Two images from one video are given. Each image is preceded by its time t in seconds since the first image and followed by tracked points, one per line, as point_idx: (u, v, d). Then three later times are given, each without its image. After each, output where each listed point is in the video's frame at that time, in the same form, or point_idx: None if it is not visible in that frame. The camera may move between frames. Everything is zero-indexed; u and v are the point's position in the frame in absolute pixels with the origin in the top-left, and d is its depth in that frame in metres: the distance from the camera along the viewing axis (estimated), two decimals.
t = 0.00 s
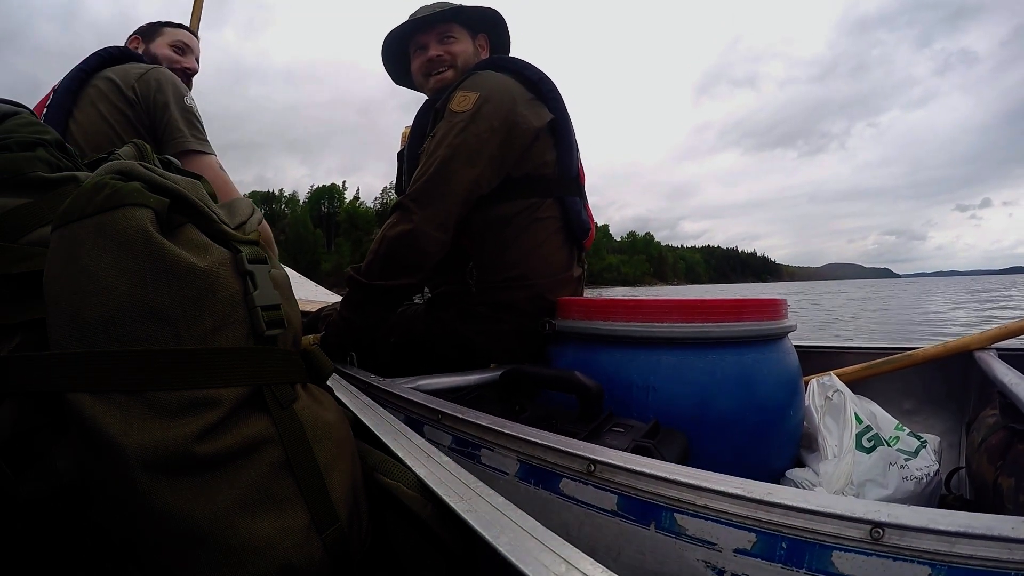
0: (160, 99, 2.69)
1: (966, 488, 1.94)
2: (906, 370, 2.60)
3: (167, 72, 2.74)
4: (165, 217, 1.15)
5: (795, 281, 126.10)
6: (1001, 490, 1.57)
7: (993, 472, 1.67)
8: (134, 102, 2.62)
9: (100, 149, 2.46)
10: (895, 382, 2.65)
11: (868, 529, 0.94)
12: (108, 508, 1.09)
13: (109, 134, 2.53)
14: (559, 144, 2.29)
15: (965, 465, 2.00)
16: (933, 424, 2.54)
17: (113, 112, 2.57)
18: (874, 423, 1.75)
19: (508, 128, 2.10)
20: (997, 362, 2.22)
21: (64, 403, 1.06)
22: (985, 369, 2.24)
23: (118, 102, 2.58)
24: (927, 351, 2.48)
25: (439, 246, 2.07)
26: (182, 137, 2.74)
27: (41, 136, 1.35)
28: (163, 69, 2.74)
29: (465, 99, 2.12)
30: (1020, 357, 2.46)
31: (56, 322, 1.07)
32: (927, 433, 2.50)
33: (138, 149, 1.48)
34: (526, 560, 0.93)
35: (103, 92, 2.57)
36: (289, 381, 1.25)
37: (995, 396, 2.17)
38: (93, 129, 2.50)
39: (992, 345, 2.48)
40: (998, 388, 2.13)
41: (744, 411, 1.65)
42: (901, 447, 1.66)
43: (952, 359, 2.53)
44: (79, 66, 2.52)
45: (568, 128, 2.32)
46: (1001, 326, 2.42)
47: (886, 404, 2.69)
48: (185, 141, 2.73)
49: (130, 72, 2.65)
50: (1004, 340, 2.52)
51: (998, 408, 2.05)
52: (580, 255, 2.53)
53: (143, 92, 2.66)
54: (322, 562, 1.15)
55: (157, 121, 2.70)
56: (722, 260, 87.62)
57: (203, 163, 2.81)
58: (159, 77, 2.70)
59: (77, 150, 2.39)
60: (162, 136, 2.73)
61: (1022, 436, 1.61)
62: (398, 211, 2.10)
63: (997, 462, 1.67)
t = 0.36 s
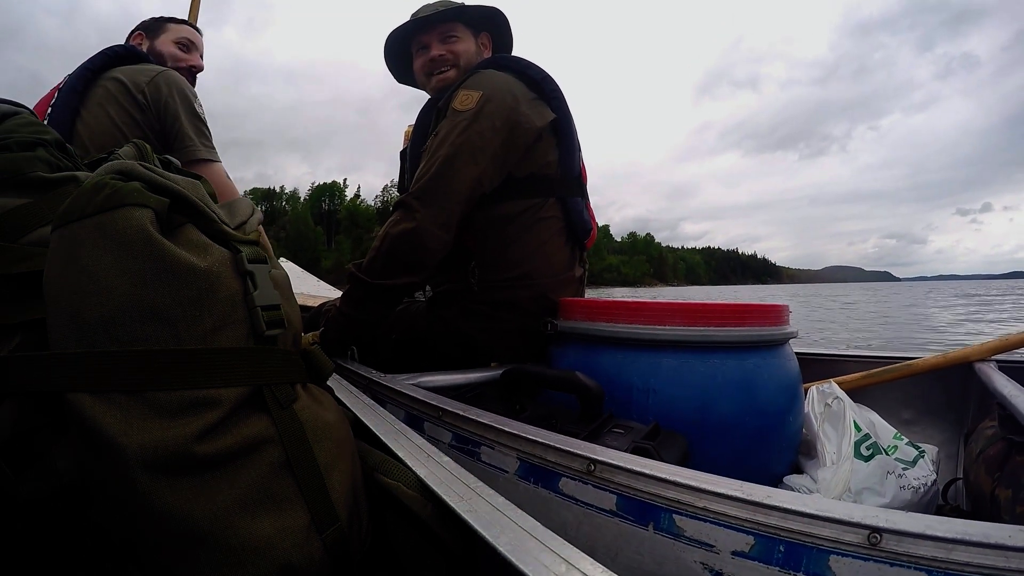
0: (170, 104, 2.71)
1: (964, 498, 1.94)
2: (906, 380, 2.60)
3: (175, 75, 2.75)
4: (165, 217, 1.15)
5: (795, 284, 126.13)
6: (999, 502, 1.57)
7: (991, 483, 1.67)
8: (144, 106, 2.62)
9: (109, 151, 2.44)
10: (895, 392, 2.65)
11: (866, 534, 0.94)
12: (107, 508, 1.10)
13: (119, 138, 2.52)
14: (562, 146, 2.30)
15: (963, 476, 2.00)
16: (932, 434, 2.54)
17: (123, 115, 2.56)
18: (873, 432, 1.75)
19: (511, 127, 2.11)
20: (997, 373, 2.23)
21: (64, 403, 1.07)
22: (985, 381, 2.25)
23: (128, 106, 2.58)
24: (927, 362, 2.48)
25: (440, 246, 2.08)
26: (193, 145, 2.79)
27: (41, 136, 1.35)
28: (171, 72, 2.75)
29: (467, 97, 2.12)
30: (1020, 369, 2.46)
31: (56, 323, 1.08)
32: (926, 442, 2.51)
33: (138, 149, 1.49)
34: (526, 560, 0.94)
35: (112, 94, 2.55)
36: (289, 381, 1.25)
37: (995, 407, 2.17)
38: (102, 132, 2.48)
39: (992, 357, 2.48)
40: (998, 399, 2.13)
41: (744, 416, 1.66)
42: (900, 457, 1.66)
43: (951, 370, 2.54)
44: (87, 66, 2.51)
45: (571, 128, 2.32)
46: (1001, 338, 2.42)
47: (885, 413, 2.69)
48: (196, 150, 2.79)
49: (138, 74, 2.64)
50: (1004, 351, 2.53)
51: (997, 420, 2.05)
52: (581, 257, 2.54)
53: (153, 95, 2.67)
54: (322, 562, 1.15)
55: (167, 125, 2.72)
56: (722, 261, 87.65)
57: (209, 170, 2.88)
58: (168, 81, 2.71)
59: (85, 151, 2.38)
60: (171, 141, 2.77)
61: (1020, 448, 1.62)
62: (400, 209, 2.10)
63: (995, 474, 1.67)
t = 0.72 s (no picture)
0: (169, 104, 2.66)
1: (963, 507, 1.94)
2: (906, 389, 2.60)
3: (173, 75, 2.71)
4: (165, 217, 1.15)
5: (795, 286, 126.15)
6: (1000, 509, 1.57)
7: (991, 491, 1.67)
8: (143, 105, 2.57)
9: (110, 152, 2.42)
10: (895, 402, 2.65)
11: (869, 529, 0.94)
12: (107, 508, 1.10)
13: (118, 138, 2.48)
14: (570, 154, 2.31)
15: (964, 485, 2.00)
16: (932, 444, 2.54)
17: (122, 115, 2.52)
18: (874, 441, 1.75)
19: (521, 135, 2.11)
20: (997, 383, 2.23)
21: (64, 403, 1.06)
22: (986, 391, 2.24)
23: (127, 106, 2.53)
24: (927, 371, 2.48)
25: (445, 251, 2.08)
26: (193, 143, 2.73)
27: (41, 136, 1.35)
28: (170, 73, 2.71)
29: (479, 106, 2.12)
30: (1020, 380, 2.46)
31: (56, 323, 1.08)
32: (926, 452, 2.50)
33: (138, 149, 1.49)
34: (526, 560, 0.93)
35: (111, 94, 2.52)
36: (289, 381, 1.25)
37: (995, 417, 2.17)
38: (101, 132, 2.44)
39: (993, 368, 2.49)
40: (998, 409, 2.13)
41: (745, 420, 1.65)
42: (900, 466, 1.65)
43: (952, 380, 2.54)
44: (86, 67, 2.49)
45: (580, 137, 2.33)
46: (1002, 350, 2.43)
47: (885, 422, 2.69)
48: (196, 147, 2.73)
49: (138, 74, 2.60)
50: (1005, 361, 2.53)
51: (997, 429, 2.05)
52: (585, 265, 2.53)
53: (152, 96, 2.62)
54: (322, 562, 1.15)
55: (166, 125, 2.67)
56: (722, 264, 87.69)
57: (212, 167, 2.78)
58: (166, 80, 2.67)
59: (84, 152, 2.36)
60: (171, 142, 2.71)
61: (1020, 456, 1.62)
62: (409, 212, 2.10)
63: (995, 482, 1.67)
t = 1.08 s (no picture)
0: (164, 99, 2.61)
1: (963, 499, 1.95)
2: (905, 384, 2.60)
3: (168, 70, 2.67)
4: (165, 217, 1.15)
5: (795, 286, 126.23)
6: (999, 500, 1.58)
7: (990, 482, 1.68)
8: (138, 102, 2.53)
9: (108, 152, 2.40)
10: (894, 396, 2.65)
11: (869, 517, 0.94)
12: (107, 508, 1.10)
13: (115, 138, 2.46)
14: (572, 154, 2.34)
15: (963, 477, 2.01)
16: (932, 438, 2.54)
17: (117, 113, 2.49)
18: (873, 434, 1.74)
19: (524, 135, 2.12)
20: (996, 376, 2.24)
21: (64, 403, 1.07)
22: (984, 383, 2.25)
23: (122, 104, 2.50)
24: (926, 365, 2.49)
25: (446, 249, 2.08)
26: (189, 137, 2.67)
27: (41, 136, 1.35)
28: (164, 68, 2.67)
29: (483, 106, 2.12)
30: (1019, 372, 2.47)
31: (55, 323, 1.08)
32: (926, 446, 2.51)
33: (138, 148, 1.49)
34: (526, 561, 0.93)
35: (106, 92, 2.48)
36: (289, 381, 1.25)
37: (993, 409, 2.18)
38: (97, 131, 2.42)
39: (991, 361, 2.49)
40: (997, 401, 2.14)
41: (744, 416, 1.66)
42: (900, 459, 1.65)
43: (950, 374, 2.54)
44: (80, 65, 2.47)
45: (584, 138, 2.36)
46: (999, 343, 2.44)
47: (884, 417, 2.69)
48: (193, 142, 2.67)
49: (132, 70, 2.56)
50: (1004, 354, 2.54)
51: (996, 421, 2.06)
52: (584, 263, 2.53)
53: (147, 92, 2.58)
54: (322, 561, 1.15)
55: (161, 120, 2.61)
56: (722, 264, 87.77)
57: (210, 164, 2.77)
58: (161, 76, 2.62)
59: (81, 154, 2.36)
60: (167, 138, 2.65)
61: (1019, 447, 1.62)
62: (410, 212, 2.09)
63: (995, 474, 1.68)
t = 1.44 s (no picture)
0: (158, 94, 2.52)
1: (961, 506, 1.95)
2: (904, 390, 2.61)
3: (162, 64, 2.57)
4: (165, 217, 1.16)
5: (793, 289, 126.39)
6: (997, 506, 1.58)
7: (989, 489, 1.68)
8: (132, 98, 2.46)
9: (107, 152, 2.38)
10: (893, 402, 2.66)
11: (870, 517, 0.95)
12: (107, 509, 1.10)
13: (110, 138, 2.42)
14: (580, 154, 2.34)
15: (961, 485, 2.01)
16: (930, 445, 2.55)
17: (109, 109, 2.42)
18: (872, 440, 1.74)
19: (533, 135, 2.11)
20: (995, 384, 2.24)
21: (64, 403, 1.06)
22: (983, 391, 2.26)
23: (116, 100, 2.44)
24: (925, 372, 2.49)
25: (448, 247, 2.09)
26: (186, 133, 2.57)
27: (41, 136, 1.35)
28: (158, 61, 2.58)
29: (493, 104, 2.14)
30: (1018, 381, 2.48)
31: (56, 323, 1.08)
32: (924, 453, 2.51)
33: (138, 149, 1.49)
34: (526, 561, 0.94)
35: (98, 89, 2.43)
36: (289, 381, 1.25)
37: (992, 417, 2.18)
38: (91, 129, 2.38)
39: (990, 369, 2.50)
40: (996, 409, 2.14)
41: (744, 418, 1.66)
42: (899, 466, 1.66)
43: (949, 381, 2.55)
44: (73, 64, 2.42)
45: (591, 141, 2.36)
46: (999, 350, 2.44)
47: (883, 423, 2.70)
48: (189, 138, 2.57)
49: (125, 66, 2.49)
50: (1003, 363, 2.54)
51: (994, 429, 2.06)
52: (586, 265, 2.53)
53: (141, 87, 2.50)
54: (322, 562, 1.15)
55: (157, 116, 2.53)
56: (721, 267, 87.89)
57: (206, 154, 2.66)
58: (155, 71, 2.54)
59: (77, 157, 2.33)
60: (164, 134, 2.57)
61: (1017, 454, 1.63)
62: (415, 206, 2.11)
63: (993, 480, 1.68)
